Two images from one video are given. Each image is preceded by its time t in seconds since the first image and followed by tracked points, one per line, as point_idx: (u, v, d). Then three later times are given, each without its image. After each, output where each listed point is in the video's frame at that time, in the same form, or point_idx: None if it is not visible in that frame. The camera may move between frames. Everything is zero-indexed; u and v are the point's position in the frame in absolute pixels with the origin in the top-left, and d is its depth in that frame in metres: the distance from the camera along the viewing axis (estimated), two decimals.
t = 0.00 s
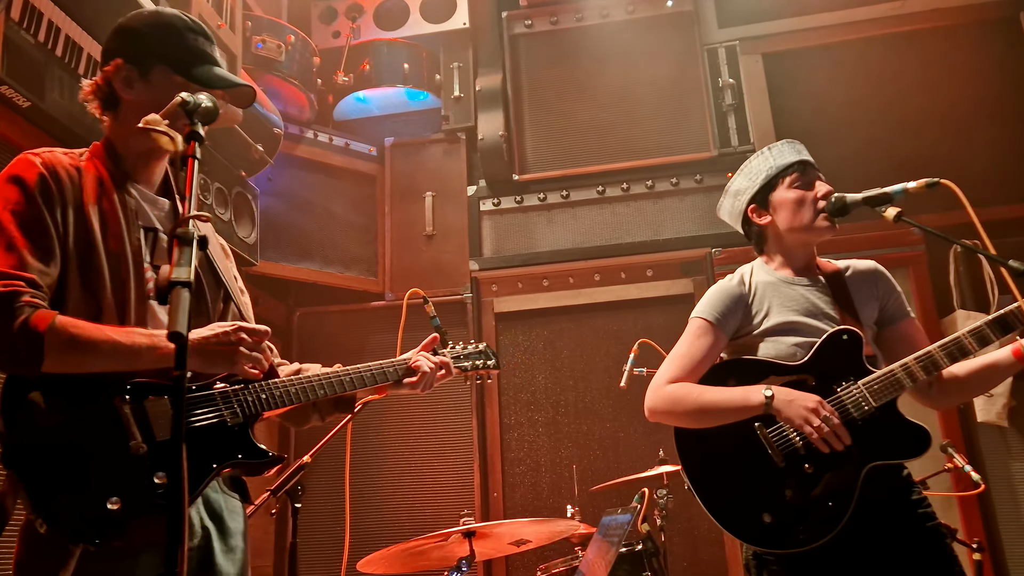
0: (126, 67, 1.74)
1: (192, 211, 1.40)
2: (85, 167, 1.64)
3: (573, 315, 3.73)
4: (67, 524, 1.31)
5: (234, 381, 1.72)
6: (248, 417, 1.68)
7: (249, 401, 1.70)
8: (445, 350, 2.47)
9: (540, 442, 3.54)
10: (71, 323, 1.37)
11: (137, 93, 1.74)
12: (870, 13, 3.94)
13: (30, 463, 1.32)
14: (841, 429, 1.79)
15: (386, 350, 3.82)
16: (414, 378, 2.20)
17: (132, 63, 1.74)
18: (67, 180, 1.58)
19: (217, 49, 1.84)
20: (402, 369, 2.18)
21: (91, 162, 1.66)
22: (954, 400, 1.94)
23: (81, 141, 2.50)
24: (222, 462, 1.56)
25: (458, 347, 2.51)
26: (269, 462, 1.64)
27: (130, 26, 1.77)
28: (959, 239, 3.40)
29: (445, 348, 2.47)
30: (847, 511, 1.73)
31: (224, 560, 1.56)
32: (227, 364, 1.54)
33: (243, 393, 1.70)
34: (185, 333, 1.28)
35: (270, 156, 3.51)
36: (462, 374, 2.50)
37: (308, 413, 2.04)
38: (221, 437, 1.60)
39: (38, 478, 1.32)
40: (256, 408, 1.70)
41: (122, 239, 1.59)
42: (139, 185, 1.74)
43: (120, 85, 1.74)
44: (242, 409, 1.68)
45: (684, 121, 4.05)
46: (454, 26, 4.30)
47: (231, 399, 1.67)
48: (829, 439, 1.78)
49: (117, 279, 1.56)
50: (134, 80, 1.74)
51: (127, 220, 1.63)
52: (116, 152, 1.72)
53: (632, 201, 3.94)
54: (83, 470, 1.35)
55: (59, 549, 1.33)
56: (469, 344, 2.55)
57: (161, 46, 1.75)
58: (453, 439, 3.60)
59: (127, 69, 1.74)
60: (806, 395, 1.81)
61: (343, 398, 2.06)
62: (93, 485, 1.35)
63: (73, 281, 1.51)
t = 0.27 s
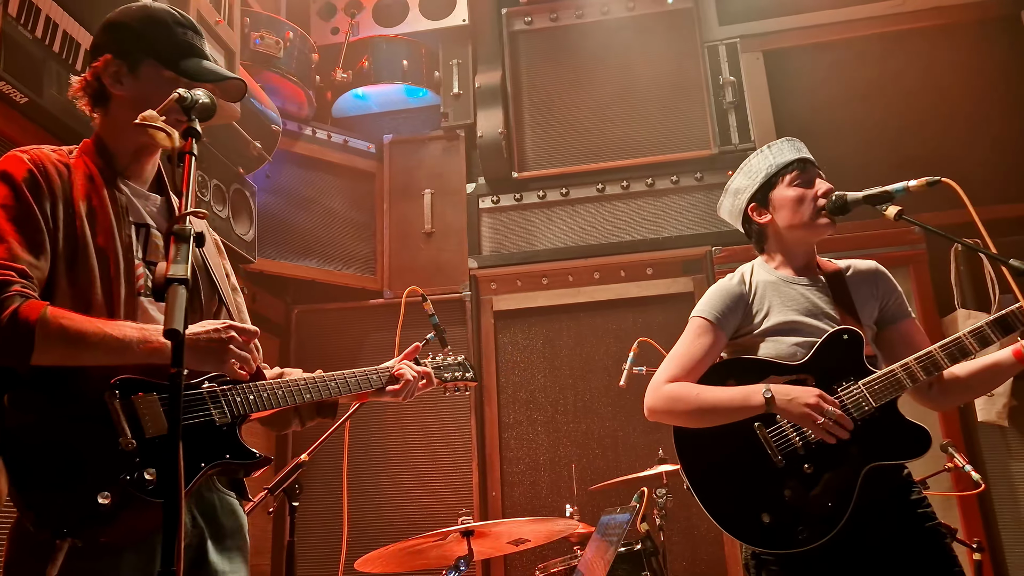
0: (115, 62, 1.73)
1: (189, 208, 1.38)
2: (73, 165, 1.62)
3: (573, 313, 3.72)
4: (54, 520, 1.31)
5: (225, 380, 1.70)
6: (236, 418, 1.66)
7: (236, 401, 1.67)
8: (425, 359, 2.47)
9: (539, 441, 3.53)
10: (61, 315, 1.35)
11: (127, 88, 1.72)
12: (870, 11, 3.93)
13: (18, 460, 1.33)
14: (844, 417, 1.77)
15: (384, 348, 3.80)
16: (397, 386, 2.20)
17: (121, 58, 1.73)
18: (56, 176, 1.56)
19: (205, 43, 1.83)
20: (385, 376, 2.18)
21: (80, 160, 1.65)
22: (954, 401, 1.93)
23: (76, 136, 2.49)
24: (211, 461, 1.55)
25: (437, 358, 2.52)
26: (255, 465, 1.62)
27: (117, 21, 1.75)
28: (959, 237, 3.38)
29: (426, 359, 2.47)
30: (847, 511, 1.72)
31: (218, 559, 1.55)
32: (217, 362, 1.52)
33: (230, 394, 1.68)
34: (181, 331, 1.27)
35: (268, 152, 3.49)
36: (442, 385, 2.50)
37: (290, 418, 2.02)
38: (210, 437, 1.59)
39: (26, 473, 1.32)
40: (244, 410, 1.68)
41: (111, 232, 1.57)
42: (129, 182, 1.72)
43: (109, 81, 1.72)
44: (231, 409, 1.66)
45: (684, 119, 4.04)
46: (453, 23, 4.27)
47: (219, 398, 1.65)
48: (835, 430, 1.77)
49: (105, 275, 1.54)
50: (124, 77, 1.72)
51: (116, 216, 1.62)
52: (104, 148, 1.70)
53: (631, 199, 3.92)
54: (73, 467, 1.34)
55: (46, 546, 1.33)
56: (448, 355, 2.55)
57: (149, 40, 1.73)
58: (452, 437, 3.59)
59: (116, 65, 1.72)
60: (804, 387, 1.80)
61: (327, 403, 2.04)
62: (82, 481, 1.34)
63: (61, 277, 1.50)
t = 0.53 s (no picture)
0: (117, 59, 1.71)
1: (187, 207, 1.37)
2: (80, 161, 1.60)
3: (572, 311, 3.71)
4: (59, 516, 1.31)
5: (231, 376, 1.70)
6: (242, 414, 1.66)
7: (241, 398, 1.67)
8: (424, 356, 2.46)
9: (538, 440, 3.52)
10: (64, 308, 1.35)
11: (129, 85, 1.70)
12: (871, 8, 3.92)
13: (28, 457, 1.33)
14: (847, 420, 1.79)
15: (383, 346, 3.79)
16: (396, 382, 2.19)
17: (122, 55, 1.71)
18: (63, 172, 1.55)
19: (207, 38, 1.82)
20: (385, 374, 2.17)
21: (87, 157, 1.63)
22: (954, 400, 1.93)
23: (77, 134, 2.48)
24: (219, 457, 1.55)
25: (434, 355, 2.50)
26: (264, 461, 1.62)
27: (119, 18, 1.74)
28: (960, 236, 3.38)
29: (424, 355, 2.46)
30: (847, 512, 1.72)
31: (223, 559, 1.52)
32: (221, 355, 1.51)
33: (235, 390, 1.67)
34: (179, 329, 1.26)
35: (268, 150, 3.48)
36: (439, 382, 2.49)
37: (290, 415, 2.00)
38: (217, 432, 1.58)
39: (37, 470, 1.32)
40: (249, 406, 1.68)
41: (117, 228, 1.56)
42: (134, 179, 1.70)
43: (111, 78, 1.71)
44: (236, 405, 1.65)
45: (684, 117, 4.03)
46: (453, 20, 4.27)
47: (225, 394, 1.64)
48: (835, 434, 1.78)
49: (112, 273, 1.54)
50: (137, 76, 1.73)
51: (123, 212, 1.60)
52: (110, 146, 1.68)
53: (631, 197, 3.92)
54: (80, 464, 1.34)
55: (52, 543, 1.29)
56: (446, 352, 2.54)
57: (152, 37, 1.72)
58: (451, 436, 3.58)
59: (118, 62, 1.71)
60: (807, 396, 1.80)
61: (327, 400, 2.03)
62: (88, 478, 1.34)
63: (66, 274, 1.49)
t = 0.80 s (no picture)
0: (132, 61, 1.73)
1: (187, 207, 1.36)
2: (103, 162, 1.62)
3: (572, 312, 3.71)
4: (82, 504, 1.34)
5: (252, 375, 1.69)
6: (259, 410, 1.68)
7: (262, 396, 1.68)
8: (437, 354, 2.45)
9: (537, 440, 3.52)
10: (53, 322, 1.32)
11: (143, 86, 1.73)
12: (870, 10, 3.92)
13: (48, 449, 1.35)
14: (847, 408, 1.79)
15: (383, 346, 3.79)
16: (411, 380, 2.18)
17: (135, 56, 1.73)
18: (82, 173, 1.57)
19: (220, 36, 1.81)
20: (399, 371, 2.16)
21: (110, 156, 1.65)
22: (952, 402, 1.93)
23: (78, 135, 2.47)
24: (237, 453, 1.57)
25: (448, 352, 2.49)
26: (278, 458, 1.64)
27: (133, 19, 1.75)
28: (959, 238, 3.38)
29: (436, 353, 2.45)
30: (845, 515, 1.72)
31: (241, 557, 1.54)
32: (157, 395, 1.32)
33: (256, 387, 1.68)
34: (180, 329, 1.26)
35: (267, 150, 3.48)
36: (452, 380, 2.47)
37: (304, 413, 2.01)
38: (235, 428, 1.60)
39: (58, 463, 1.35)
40: (268, 403, 1.70)
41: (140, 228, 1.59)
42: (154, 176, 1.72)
43: (127, 80, 1.74)
44: (255, 402, 1.67)
45: (684, 118, 4.03)
46: (452, 20, 4.27)
47: (247, 392, 1.66)
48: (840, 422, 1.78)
49: (133, 272, 1.54)
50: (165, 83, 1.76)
51: (144, 214, 1.62)
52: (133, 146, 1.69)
53: (630, 198, 3.92)
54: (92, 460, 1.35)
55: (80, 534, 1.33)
56: (458, 351, 2.52)
57: (161, 36, 1.72)
58: (450, 436, 3.59)
59: (133, 64, 1.73)
60: (802, 389, 1.80)
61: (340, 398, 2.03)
62: (102, 472, 1.35)
63: (82, 270, 1.49)
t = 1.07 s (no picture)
0: (147, 66, 1.78)
1: (186, 206, 1.37)
2: (121, 165, 1.65)
3: (571, 310, 3.72)
4: (92, 503, 1.33)
5: (264, 375, 1.68)
6: (272, 411, 1.67)
7: (274, 395, 1.68)
8: (453, 358, 2.47)
9: (536, 439, 3.52)
10: (68, 325, 1.32)
11: (158, 90, 1.78)
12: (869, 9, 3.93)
13: (62, 449, 1.35)
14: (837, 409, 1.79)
15: (382, 344, 3.79)
16: (421, 384, 2.17)
17: (150, 61, 1.77)
18: (100, 175, 1.58)
19: (231, 36, 1.85)
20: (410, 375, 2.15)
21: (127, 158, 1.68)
22: (949, 403, 1.93)
23: (81, 135, 2.47)
24: (248, 453, 1.56)
25: (464, 356, 2.51)
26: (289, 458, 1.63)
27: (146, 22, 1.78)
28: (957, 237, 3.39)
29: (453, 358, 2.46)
30: (841, 516, 1.72)
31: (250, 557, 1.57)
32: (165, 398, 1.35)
33: (269, 387, 1.67)
34: (179, 328, 1.26)
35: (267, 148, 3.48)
36: (469, 383, 2.48)
37: (314, 415, 2.00)
38: (246, 427, 1.59)
39: (69, 462, 1.35)
40: (281, 403, 1.69)
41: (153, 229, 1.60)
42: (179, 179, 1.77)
43: (143, 85, 1.79)
44: (267, 402, 1.66)
45: (684, 117, 4.03)
46: (452, 19, 4.27)
47: (260, 392, 1.65)
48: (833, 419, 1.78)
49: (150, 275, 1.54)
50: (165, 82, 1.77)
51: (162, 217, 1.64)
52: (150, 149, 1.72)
53: (630, 197, 3.92)
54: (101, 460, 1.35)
55: (89, 530, 1.35)
56: (475, 355, 2.54)
57: (175, 39, 1.76)
58: (449, 434, 3.59)
59: (148, 68, 1.78)
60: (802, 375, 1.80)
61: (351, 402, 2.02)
62: (115, 472, 1.35)
63: (98, 272, 1.50)
